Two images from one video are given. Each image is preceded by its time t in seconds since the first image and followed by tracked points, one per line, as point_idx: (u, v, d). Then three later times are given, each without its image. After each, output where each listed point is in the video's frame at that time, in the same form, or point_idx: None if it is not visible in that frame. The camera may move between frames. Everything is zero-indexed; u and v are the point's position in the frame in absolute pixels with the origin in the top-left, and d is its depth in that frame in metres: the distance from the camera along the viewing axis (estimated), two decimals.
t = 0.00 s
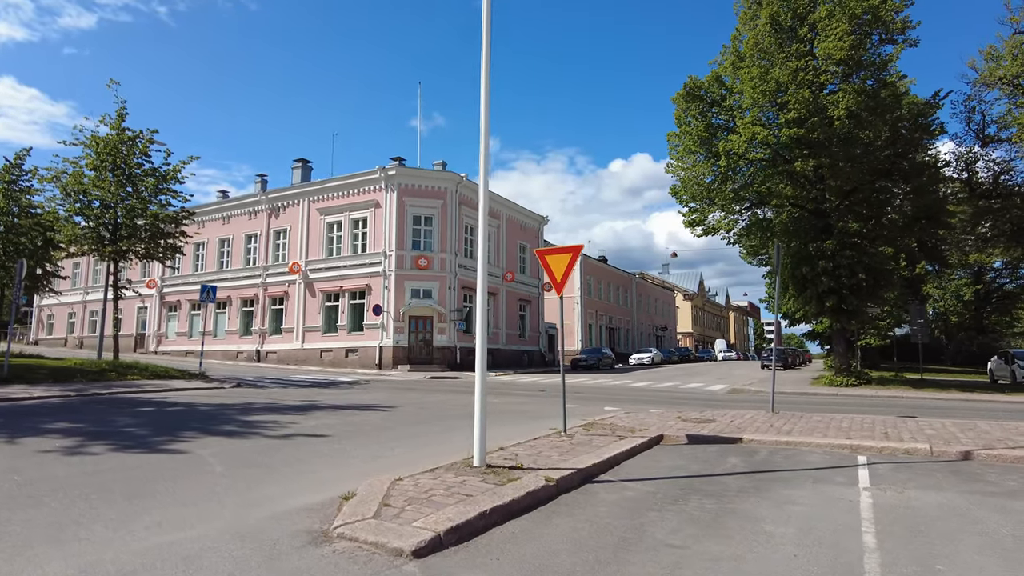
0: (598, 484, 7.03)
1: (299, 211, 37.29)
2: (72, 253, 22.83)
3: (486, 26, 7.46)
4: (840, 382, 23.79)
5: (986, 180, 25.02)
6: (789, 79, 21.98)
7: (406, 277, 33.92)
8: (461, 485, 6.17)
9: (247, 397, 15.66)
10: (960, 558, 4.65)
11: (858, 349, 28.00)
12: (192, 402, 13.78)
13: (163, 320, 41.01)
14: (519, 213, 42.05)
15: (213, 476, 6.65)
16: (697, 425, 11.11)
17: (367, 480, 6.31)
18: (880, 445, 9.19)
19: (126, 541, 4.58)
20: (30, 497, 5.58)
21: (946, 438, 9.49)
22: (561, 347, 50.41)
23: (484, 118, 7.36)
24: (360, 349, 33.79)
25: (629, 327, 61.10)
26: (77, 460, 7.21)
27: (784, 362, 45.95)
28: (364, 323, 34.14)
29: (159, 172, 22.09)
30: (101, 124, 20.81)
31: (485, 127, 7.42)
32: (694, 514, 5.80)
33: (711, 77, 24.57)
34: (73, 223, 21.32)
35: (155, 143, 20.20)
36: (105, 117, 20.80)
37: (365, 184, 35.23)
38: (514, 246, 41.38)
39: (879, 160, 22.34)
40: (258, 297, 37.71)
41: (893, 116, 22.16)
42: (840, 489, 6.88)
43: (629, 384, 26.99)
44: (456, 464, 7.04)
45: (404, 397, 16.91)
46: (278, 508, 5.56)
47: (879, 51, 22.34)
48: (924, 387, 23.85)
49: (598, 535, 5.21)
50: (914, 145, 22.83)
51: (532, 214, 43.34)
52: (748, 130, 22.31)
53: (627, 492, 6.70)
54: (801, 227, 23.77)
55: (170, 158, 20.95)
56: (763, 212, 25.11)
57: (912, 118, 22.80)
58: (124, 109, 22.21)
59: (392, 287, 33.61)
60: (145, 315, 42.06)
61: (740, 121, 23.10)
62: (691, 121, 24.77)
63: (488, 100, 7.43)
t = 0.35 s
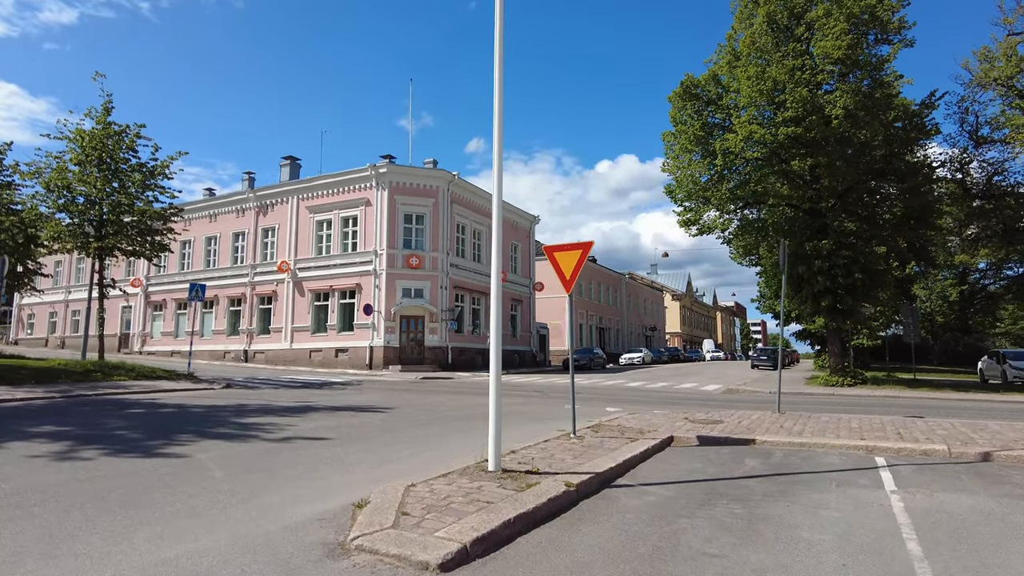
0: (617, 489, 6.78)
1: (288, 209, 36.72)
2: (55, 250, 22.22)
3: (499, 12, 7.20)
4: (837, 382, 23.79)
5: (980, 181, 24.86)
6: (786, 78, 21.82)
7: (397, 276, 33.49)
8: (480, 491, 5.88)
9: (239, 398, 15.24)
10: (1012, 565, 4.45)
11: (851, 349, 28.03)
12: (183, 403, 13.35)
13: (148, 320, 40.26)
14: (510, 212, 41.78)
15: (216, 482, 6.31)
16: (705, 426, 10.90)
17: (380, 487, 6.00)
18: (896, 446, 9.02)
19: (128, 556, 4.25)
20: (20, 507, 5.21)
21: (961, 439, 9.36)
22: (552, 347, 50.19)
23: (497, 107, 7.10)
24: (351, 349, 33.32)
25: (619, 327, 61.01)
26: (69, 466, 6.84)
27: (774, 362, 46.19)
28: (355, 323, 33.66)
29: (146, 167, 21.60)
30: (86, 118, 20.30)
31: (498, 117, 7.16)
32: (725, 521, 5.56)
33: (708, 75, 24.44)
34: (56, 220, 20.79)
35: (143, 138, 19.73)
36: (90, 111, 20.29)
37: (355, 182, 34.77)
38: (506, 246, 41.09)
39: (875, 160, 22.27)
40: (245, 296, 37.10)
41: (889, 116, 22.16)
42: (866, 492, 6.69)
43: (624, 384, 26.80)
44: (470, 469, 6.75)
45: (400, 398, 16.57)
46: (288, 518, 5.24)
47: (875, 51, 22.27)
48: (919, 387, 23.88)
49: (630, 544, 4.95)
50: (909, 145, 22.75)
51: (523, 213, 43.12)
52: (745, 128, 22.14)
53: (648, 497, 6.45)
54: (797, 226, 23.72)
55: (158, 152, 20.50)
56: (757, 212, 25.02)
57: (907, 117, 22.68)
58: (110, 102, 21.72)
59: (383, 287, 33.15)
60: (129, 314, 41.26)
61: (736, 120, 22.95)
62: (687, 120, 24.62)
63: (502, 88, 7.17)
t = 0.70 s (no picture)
0: (642, 494, 6.54)
1: (279, 206, 36.18)
2: (41, 248, 21.60)
3: None
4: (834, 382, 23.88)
5: (976, 181, 25.06)
6: (785, 77, 21.73)
7: (390, 275, 33.10)
8: (507, 497, 5.61)
9: (235, 399, 14.87)
10: None
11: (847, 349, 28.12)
12: (178, 405, 12.95)
13: (135, 319, 39.56)
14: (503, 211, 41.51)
15: (225, 489, 5.98)
16: (718, 428, 10.70)
17: (399, 493, 5.70)
18: (916, 447, 8.86)
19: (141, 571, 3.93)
20: (18, 519, 4.86)
21: (979, 440, 9.23)
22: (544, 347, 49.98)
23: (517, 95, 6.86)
24: (343, 349, 32.88)
25: (611, 327, 60.90)
26: (66, 472, 6.48)
27: (766, 362, 46.32)
28: (347, 322, 33.22)
29: (135, 162, 21.11)
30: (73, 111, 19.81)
31: (519, 107, 6.91)
32: (764, 529, 5.32)
33: (706, 74, 24.33)
34: (41, 216, 20.26)
35: (132, 132, 19.26)
36: (77, 104, 19.80)
37: (347, 179, 34.33)
38: (499, 245, 40.82)
39: (873, 159, 22.32)
40: (235, 295, 36.53)
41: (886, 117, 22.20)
42: (898, 496, 6.50)
43: (620, 384, 26.63)
44: (491, 473, 6.47)
45: (399, 399, 16.27)
46: (308, 528, 4.93)
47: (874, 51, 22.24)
48: (916, 387, 23.92)
49: (670, 554, 4.70)
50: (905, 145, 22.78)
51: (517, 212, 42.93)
52: (744, 127, 22.04)
53: (677, 502, 6.24)
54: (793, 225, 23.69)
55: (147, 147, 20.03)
56: (754, 211, 25.01)
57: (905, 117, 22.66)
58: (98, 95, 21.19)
59: (376, 286, 32.72)
60: (115, 313, 40.53)
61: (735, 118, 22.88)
62: (685, 118, 24.51)
63: (522, 77, 6.92)
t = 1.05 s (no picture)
0: (676, 504, 6.34)
1: (274, 206, 35.78)
2: (32, 247, 21.11)
3: None
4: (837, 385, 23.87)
5: (976, 186, 25.08)
6: (789, 79, 21.63)
7: (387, 276, 32.76)
8: (545, 510, 5.39)
9: (236, 402, 14.56)
10: None
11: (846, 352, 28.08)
12: (180, 409, 12.64)
13: (126, 319, 39.04)
14: (500, 212, 41.30)
15: (246, 500, 5.74)
16: (735, 433, 10.52)
17: (431, 505, 5.46)
18: (942, 454, 8.70)
19: None
20: (33, 534, 4.61)
21: (1003, 446, 9.09)
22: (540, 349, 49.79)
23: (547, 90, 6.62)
24: (339, 350, 32.51)
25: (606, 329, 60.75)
26: (75, 482, 6.19)
27: (762, 365, 46.32)
28: (343, 324, 32.86)
29: (131, 159, 20.75)
30: (68, 107, 19.39)
31: (548, 103, 6.69)
32: (812, 541, 5.13)
33: (709, 76, 24.26)
34: (34, 214, 19.82)
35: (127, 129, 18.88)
36: (72, 100, 19.38)
37: (344, 179, 33.98)
38: (495, 246, 40.59)
39: (875, 162, 22.31)
40: (229, 295, 36.09)
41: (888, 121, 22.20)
42: (938, 506, 6.33)
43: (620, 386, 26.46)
44: (519, 483, 6.24)
45: (404, 402, 16.00)
46: (339, 543, 4.70)
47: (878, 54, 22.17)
48: (918, 390, 23.89)
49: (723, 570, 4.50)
50: (907, 149, 22.75)
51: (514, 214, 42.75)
52: (747, 130, 21.94)
53: (714, 513, 6.05)
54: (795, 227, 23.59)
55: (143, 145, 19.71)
56: (756, 213, 24.94)
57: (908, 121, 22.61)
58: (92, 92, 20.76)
59: (373, 287, 32.35)
60: (106, 313, 39.97)
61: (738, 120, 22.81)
62: (687, 120, 24.43)
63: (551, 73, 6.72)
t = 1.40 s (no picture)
0: (718, 506, 6.13)
1: (274, 205, 35.46)
2: (31, 244, 20.73)
3: None
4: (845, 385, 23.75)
5: (983, 186, 24.96)
6: (799, 77, 21.48)
7: (389, 275, 32.51)
8: (590, 512, 5.17)
9: (244, 402, 14.31)
10: None
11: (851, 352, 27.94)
12: (189, 409, 12.37)
13: (124, 319, 38.66)
14: (502, 212, 41.11)
15: (275, 503, 5.51)
16: (759, 433, 10.34)
17: (471, 507, 5.25)
18: (976, 454, 8.52)
19: None
20: (59, 540, 4.35)
21: None
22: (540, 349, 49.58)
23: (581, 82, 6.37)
24: (340, 350, 32.22)
25: (605, 329, 60.61)
26: (95, 484, 5.92)
27: (762, 365, 46.25)
28: (344, 323, 32.58)
29: (134, 155, 20.42)
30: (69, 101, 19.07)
31: (583, 90, 6.46)
32: (873, 545, 4.93)
33: (717, 74, 24.14)
34: (34, 210, 19.49)
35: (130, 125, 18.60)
36: (73, 94, 19.06)
37: (346, 178, 33.69)
38: (496, 245, 40.37)
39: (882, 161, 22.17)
40: (228, 295, 35.76)
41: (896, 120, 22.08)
42: (989, 508, 6.13)
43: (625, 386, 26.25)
44: (557, 485, 6.02)
45: (413, 402, 15.77)
46: (382, 548, 4.48)
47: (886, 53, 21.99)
48: (927, 391, 23.73)
49: None
50: (914, 148, 22.61)
51: (515, 214, 42.56)
52: (756, 128, 21.78)
53: (759, 515, 5.84)
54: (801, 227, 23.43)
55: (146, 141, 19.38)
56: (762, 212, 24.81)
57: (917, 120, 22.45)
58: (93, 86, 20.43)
59: (375, 286, 32.09)
60: (104, 313, 39.57)
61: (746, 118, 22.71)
62: (694, 118, 24.28)
63: (586, 59, 6.50)
